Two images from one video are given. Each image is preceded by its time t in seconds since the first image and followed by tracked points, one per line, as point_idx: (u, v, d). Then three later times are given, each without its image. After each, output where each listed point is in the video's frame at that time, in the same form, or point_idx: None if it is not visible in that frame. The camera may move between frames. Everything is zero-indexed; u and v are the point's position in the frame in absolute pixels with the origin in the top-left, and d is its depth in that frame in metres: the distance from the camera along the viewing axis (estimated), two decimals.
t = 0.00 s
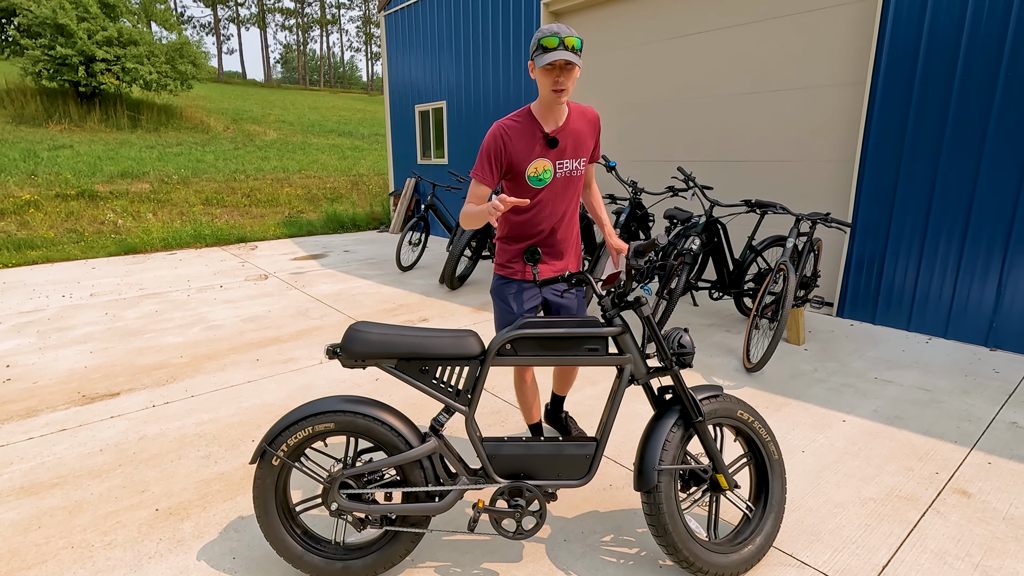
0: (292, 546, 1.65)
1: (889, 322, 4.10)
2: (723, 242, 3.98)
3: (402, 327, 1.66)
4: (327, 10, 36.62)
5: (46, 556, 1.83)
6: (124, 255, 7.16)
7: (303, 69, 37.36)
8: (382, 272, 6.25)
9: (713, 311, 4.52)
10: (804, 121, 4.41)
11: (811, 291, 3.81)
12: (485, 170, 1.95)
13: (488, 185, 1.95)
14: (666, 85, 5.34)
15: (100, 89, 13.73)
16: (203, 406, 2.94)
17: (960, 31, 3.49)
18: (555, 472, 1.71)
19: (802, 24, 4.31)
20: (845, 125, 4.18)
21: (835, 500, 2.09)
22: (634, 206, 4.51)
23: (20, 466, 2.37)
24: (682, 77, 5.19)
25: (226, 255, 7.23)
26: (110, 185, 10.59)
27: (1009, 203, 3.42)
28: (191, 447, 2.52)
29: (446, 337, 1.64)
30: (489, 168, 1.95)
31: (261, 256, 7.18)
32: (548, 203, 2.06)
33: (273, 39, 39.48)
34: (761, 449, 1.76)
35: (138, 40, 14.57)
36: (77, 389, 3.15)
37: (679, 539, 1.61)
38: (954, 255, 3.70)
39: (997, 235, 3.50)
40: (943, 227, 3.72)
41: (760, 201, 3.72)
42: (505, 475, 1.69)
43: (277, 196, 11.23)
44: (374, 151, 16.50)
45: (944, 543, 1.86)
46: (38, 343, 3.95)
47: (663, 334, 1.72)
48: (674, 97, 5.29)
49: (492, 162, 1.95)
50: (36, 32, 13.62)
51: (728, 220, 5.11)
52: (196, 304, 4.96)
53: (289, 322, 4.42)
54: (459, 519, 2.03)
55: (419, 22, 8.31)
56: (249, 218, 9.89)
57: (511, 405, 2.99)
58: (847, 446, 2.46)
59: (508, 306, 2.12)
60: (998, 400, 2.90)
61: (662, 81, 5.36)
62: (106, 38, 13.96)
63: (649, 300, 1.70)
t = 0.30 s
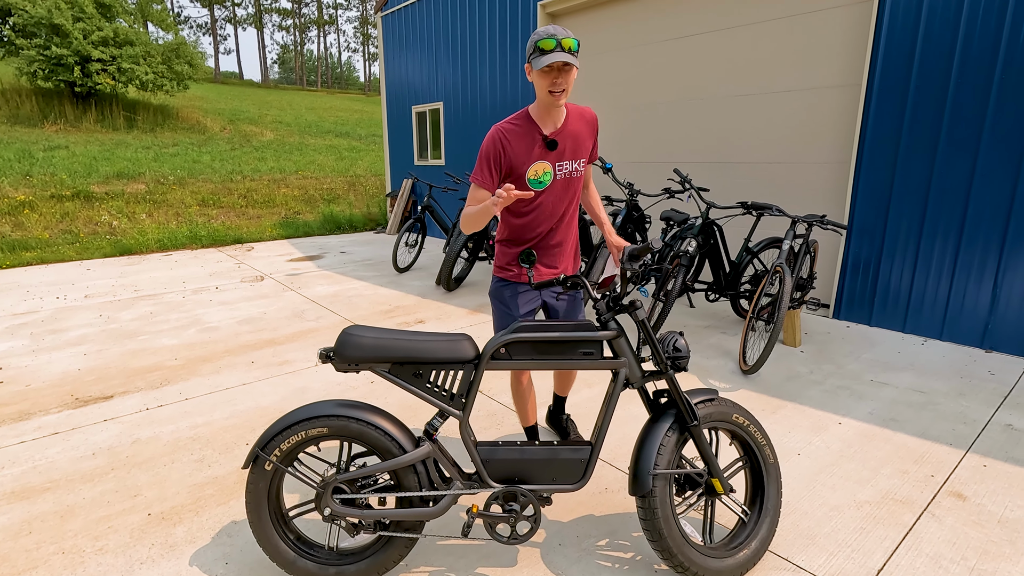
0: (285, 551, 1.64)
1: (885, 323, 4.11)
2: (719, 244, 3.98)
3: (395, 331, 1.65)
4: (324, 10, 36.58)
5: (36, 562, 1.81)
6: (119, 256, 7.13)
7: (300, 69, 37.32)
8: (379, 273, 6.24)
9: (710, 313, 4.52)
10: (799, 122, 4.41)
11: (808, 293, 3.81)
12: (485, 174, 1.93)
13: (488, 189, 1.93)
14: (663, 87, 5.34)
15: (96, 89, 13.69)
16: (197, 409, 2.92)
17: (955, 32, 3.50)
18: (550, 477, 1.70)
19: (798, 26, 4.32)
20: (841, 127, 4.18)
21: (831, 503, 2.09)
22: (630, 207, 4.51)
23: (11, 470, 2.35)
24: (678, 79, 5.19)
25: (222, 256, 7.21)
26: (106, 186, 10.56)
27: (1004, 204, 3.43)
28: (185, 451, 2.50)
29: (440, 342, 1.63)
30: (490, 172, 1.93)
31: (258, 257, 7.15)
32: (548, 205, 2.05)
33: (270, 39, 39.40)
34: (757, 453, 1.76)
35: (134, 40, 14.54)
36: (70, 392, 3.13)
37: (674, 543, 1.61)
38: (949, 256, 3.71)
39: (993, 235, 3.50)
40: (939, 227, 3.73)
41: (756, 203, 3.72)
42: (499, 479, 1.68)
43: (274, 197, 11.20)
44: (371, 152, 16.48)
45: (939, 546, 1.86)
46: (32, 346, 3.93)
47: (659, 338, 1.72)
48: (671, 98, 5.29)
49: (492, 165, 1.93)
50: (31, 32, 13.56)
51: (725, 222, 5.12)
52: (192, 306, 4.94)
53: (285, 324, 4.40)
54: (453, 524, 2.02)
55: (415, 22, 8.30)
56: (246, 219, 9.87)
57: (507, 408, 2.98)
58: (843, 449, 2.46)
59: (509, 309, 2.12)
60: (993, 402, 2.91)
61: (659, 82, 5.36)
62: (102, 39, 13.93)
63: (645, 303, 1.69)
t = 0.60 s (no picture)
0: (273, 560, 1.61)
1: (881, 325, 4.10)
2: (714, 246, 3.97)
3: (385, 336, 1.62)
4: (321, 10, 36.50)
5: (19, 571, 1.78)
6: (112, 257, 7.09)
7: (296, 69, 37.22)
8: (374, 274, 6.21)
9: (705, 315, 4.50)
10: (794, 123, 4.41)
11: (803, 295, 3.80)
12: (486, 179, 1.88)
13: (490, 195, 1.88)
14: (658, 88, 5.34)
15: (90, 89, 13.62)
16: (188, 413, 2.89)
17: (951, 34, 3.49)
18: (542, 484, 1.68)
19: (794, 28, 4.31)
20: (836, 128, 4.18)
21: (826, 508, 2.07)
22: (625, 209, 4.48)
23: None
24: (674, 80, 5.18)
25: (216, 257, 7.17)
26: (99, 186, 10.51)
27: (1000, 205, 3.42)
28: (174, 456, 2.48)
29: (431, 348, 1.61)
30: (491, 178, 1.89)
31: (252, 258, 7.12)
32: (547, 210, 2.05)
33: (266, 38, 39.27)
34: (751, 459, 1.74)
35: (128, 40, 14.48)
36: (59, 396, 3.09)
37: (668, 552, 1.59)
38: (944, 258, 3.71)
39: (988, 237, 3.50)
40: (934, 228, 3.72)
41: (752, 205, 3.70)
42: (491, 486, 1.66)
43: (269, 198, 11.15)
44: (367, 152, 16.44)
45: (935, 552, 1.85)
46: (21, 348, 3.89)
47: (652, 343, 1.70)
48: (666, 99, 5.28)
49: (494, 170, 1.89)
50: (24, 32, 13.47)
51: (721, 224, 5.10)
52: (184, 308, 4.90)
53: (278, 326, 4.37)
54: (445, 530, 2.00)
55: (411, 22, 8.28)
56: (241, 219, 9.82)
57: (501, 412, 2.96)
58: (838, 453, 2.45)
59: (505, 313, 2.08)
60: (988, 405, 2.90)
61: (654, 84, 5.36)
62: (96, 38, 13.85)
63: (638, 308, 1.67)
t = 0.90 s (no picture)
0: (260, 571, 1.57)
1: (878, 327, 4.08)
2: (712, 248, 3.94)
3: (376, 341, 1.59)
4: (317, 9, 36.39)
5: None
6: (105, 258, 7.02)
7: (292, 68, 37.09)
8: (369, 275, 6.17)
9: (703, 317, 4.48)
10: (791, 124, 4.39)
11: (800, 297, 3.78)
12: (490, 181, 1.86)
13: (495, 198, 1.87)
14: (655, 88, 5.31)
15: (84, 88, 13.51)
16: (178, 417, 2.84)
17: (949, 34, 3.47)
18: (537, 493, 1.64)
19: (792, 28, 4.29)
20: (834, 129, 4.16)
21: (825, 515, 2.04)
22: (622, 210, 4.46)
23: None
24: (671, 80, 5.15)
25: (210, 258, 7.11)
26: (93, 185, 10.43)
27: (999, 207, 3.41)
28: (163, 462, 2.43)
29: (423, 353, 1.57)
30: (497, 181, 1.87)
31: (247, 259, 7.06)
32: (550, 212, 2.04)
33: (262, 37, 39.13)
34: (750, 466, 1.71)
35: (122, 38, 14.38)
36: (47, 400, 3.04)
37: (665, 561, 1.56)
38: (942, 260, 3.69)
39: (986, 238, 3.48)
40: (932, 229, 3.71)
41: (750, 207, 3.68)
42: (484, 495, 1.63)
43: (264, 197, 11.09)
44: (363, 152, 16.37)
45: (935, 560, 1.82)
46: (10, 351, 3.84)
47: (650, 348, 1.67)
48: (663, 100, 5.25)
49: (498, 172, 1.86)
50: (17, 30, 13.37)
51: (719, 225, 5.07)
52: (177, 309, 4.85)
53: (272, 328, 4.32)
54: (439, 539, 1.96)
55: (407, 21, 8.23)
56: (236, 219, 9.76)
57: (496, 417, 2.92)
58: (836, 458, 2.42)
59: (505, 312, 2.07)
60: (987, 408, 2.88)
61: (652, 84, 5.32)
62: (90, 36, 13.75)
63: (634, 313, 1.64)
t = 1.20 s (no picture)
0: None
1: (878, 328, 4.05)
2: (711, 248, 3.90)
3: (370, 346, 1.53)
4: (314, 8, 36.24)
5: None
6: (97, 258, 6.94)
7: (288, 67, 36.95)
8: (365, 276, 6.12)
9: (701, 318, 4.44)
10: (791, 124, 4.35)
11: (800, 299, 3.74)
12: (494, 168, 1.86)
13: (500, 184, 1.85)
14: (653, 87, 5.26)
15: (78, 87, 13.39)
16: (168, 422, 2.79)
17: (950, 33, 3.44)
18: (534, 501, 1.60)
19: (791, 26, 4.25)
20: (834, 129, 4.12)
21: (827, 522, 2.00)
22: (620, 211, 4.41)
23: None
24: (669, 79, 5.12)
25: (204, 258, 7.03)
26: (86, 185, 10.35)
27: (999, 206, 3.38)
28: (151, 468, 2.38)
29: (418, 358, 1.52)
30: (503, 168, 1.85)
31: (241, 259, 6.99)
32: (554, 205, 2.00)
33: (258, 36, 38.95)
34: (752, 473, 1.67)
35: (116, 37, 14.26)
36: (34, 404, 2.98)
37: (666, 572, 1.52)
38: (942, 260, 3.66)
39: (987, 238, 3.45)
40: (933, 229, 3.67)
41: (749, 208, 3.64)
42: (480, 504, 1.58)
43: (259, 197, 11.02)
44: (359, 151, 16.29)
45: (941, 569, 1.78)
46: None
47: (650, 351, 1.62)
48: (661, 99, 5.22)
49: (503, 159, 1.85)
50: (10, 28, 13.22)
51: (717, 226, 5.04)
52: (169, 310, 4.78)
53: (266, 330, 4.26)
54: (433, 549, 1.92)
55: (403, 20, 8.18)
56: (230, 219, 9.68)
57: (493, 420, 2.88)
58: (838, 462, 2.38)
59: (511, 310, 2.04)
60: (989, 411, 2.84)
61: (649, 83, 5.29)
62: (84, 35, 13.63)
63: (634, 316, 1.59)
